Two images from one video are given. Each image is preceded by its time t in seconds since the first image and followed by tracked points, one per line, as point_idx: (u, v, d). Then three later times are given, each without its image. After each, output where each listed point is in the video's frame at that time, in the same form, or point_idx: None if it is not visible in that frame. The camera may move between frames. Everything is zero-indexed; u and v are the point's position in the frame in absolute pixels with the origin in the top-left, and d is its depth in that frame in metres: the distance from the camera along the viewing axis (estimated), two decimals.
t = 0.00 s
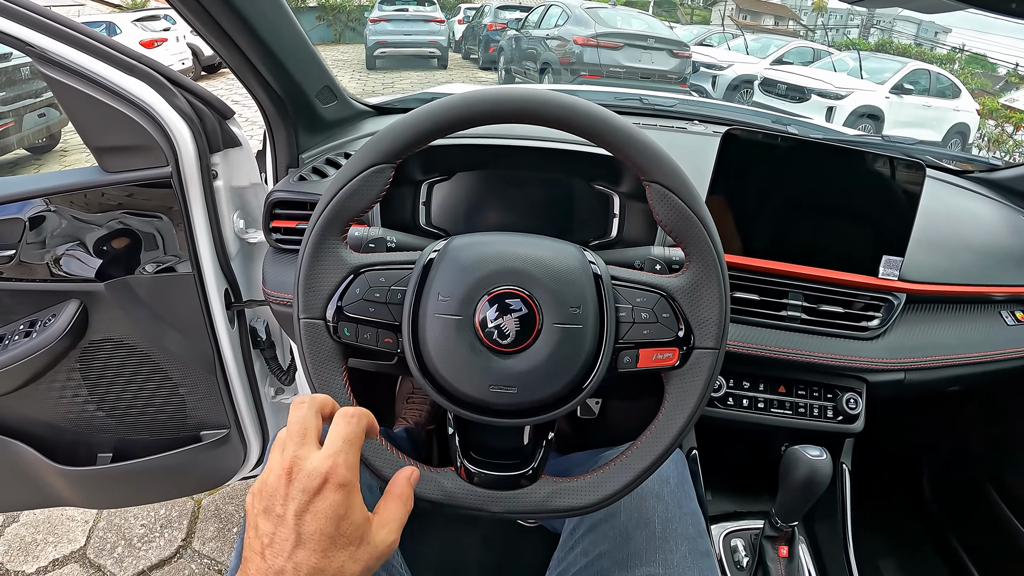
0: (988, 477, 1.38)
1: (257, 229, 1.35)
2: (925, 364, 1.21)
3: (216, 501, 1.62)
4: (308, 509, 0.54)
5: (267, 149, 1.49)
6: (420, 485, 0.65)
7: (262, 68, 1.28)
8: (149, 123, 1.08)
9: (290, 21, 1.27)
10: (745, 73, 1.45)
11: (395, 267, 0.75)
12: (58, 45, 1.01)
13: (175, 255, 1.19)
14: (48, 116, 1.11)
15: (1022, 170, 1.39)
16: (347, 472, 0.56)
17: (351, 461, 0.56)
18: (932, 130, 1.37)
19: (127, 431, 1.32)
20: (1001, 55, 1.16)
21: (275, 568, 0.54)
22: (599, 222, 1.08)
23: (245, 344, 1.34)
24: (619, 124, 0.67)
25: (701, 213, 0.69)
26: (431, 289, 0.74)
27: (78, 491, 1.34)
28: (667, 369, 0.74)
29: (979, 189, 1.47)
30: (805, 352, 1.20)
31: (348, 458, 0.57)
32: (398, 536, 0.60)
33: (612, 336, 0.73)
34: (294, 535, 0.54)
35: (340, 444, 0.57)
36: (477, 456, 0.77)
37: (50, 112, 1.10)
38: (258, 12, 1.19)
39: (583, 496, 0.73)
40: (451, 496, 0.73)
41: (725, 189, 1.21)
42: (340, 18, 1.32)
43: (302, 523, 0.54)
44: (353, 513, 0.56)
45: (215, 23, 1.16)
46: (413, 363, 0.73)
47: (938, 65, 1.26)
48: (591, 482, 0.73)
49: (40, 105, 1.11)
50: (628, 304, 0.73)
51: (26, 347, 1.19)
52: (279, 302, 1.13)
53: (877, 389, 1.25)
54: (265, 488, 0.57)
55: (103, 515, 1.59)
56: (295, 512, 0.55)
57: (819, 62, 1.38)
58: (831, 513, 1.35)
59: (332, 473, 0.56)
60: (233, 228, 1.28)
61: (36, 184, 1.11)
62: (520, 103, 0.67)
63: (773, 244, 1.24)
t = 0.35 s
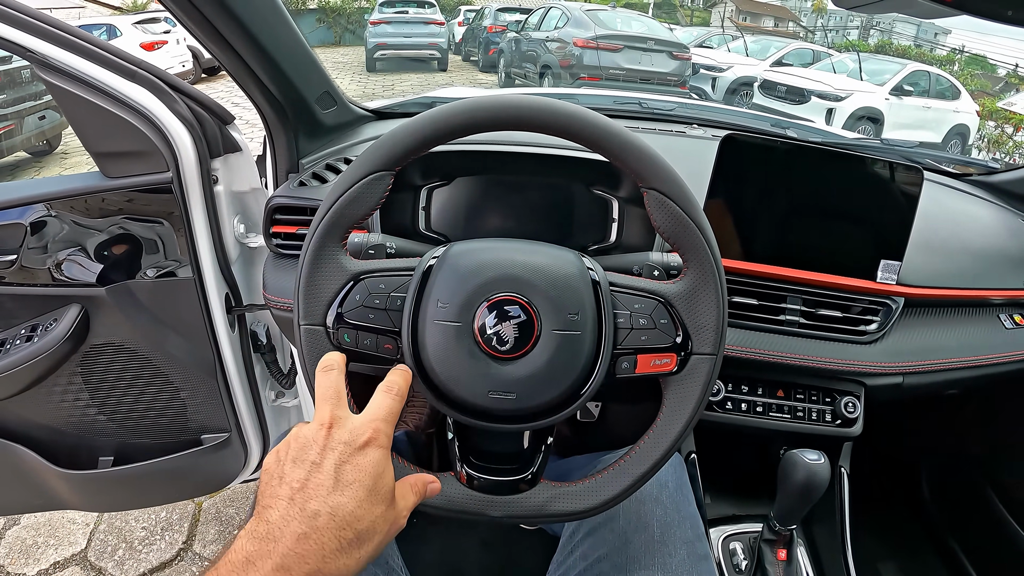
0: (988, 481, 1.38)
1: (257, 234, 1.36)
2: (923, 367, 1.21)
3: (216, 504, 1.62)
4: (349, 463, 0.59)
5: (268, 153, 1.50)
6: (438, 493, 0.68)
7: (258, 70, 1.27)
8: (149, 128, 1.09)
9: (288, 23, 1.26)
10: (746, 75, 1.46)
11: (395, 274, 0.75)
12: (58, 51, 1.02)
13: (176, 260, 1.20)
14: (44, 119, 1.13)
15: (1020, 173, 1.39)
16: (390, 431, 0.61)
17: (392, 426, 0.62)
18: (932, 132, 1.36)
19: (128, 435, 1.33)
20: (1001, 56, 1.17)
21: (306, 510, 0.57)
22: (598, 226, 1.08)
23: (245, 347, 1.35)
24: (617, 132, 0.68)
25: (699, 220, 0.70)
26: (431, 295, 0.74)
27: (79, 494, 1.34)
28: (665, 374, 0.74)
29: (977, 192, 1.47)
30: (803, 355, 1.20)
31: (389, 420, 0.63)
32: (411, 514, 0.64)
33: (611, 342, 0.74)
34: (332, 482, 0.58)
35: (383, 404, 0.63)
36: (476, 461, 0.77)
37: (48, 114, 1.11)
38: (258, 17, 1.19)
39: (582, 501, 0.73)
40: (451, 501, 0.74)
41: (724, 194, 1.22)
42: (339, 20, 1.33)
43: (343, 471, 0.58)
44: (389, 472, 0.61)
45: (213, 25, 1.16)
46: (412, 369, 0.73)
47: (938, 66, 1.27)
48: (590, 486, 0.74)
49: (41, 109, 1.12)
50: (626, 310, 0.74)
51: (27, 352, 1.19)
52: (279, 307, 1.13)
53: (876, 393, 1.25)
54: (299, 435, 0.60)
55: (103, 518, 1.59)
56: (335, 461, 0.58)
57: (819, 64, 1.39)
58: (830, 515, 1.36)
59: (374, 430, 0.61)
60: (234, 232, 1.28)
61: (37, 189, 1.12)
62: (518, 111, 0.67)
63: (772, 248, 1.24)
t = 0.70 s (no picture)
0: (987, 482, 1.39)
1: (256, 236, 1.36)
2: (920, 369, 1.21)
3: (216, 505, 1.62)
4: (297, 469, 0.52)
5: (267, 157, 1.50)
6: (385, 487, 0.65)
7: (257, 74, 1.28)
8: (149, 133, 1.09)
9: (285, 28, 1.26)
10: (744, 76, 1.47)
11: (390, 278, 0.76)
12: (57, 54, 1.02)
13: (175, 262, 1.21)
14: (46, 120, 1.13)
15: (1017, 174, 1.40)
16: (356, 468, 0.54)
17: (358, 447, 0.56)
18: (932, 133, 1.38)
19: (128, 437, 1.33)
20: (1001, 56, 1.15)
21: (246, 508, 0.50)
22: (595, 229, 1.10)
23: (244, 349, 1.36)
24: (612, 136, 0.68)
25: (693, 224, 0.70)
26: (426, 299, 0.74)
27: (78, 496, 1.35)
28: (660, 377, 0.75)
29: (974, 193, 1.47)
30: (799, 357, 1.21)
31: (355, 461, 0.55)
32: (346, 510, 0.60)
33: (606, 345, 0.74)
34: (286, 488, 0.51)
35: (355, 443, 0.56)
36: (472, 463, 0.78)
37: (49, 116, 1.12)
38: (255, 21, 1.20)
39: (578, 503, 0.74)
40: (448, 502, 0.74)
41: (721, 196, 1.22)
42: (339, 22, 1.35)
43: (289, 500, 0.51)
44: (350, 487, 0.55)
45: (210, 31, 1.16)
46: (408, 372, 0.74)
47: (938, 66, 1.28)
48: (586, 488, 0.74)
49: (41, 111, 1.12)
50: (621, 313, 0.74)
51: (27, 354, 1.20)
52: (278, 310, 1.15)
53: (872, 394, 1.25)
54: (236, 438, 0.50)
55: (103, 520, 1.59)
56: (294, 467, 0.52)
57: (819, 65, 1.41)
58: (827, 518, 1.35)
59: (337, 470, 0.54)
60: (233, 235, 1.29)
61: (37, 192, 1.12)
62: (513, 116, 0.68)
63: (769, 249, 1.25)
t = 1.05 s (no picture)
0: (983, 481, 1.39)
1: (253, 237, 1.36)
2: (913, 367, 1.22)
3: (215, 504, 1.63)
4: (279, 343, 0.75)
5: (263, 155, 1.50)
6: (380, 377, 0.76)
7: (249, 75, 1.28)
8: (146, 134, 1.10)
9: (279, 29, 1.28)
10: (743, 76, 1.48)
11: (382, 277, 0.77)
12: (55, 57, 1.02)
13: (172, 262, 1.22)
14: (46, 121, 1.14)
15: (1013, 173, 1.40)
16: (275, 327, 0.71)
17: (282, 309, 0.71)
18: (931, 132, 1.40)
19: (126, 436, 1.34)
20: (1000, 56, 1.16)
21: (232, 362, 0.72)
22: (589, 229, 1.13)
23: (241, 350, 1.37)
24: (600, 137, 0.69)
25: (681, 224, 0.71)
26: (417, 298, 0.76)
27: (77, 495, 1.35)
28: (648, 375, 0.75)
29: (969, 193, 1.48)
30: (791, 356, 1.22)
31: (254, 373, 0.71)
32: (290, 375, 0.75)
33: (594, 343, 0.75)
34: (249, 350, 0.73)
35: (255, 349, 0.71)
36: (464, 460, 0.78)
37: (48, 116, 1.12)
38: (249, 24, 1.21)
39: (568, 499, 0.74)
40: (440, 499, 0.75)
41: (715, 196, 1.22)
42: (339, 22, 1.37)
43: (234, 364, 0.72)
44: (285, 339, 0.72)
45: (210, 42, 1.19)
46: (399, 370, 0.75)
47: (936, 66, 1.29)
48: (575, 484, 0.75)
49: (40, 111, 1.13)
50: (609, 312, 0.75)
51: (26, 353, 1.20)
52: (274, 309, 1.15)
53: (865, 392, 1.26)
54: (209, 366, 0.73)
55: (103, 519, 1.60)
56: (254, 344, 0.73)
57: (818, 65, 1.41)
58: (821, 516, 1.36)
59: (238, 377, 0.71)
60: (229, 236, 1.29)
61: (36, 193, 1.13)
62: (504, 117, 0.69)
63: (763, 248, 1.25)
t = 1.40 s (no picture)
0: (983, 479, 1.38)
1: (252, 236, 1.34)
2: (916, 365, 1.21)
3: (212, 504, 1.62)
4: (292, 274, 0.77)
5: (261, 155, 1.50)
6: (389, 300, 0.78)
7: (250, 73, 1.28)
8: (143, 131, 1.09)
9: (279, 28, 1.27)
10: (743, 75, 1.48)
11: (381, 275, 0.76)
12: (51, 53, 1.01)
13: (169, 261, 1.21)
14: (44, 122, 1.13)
15: (1013, 171, 1.40)
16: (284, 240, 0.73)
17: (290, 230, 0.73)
18: (930, 132, 1.37)
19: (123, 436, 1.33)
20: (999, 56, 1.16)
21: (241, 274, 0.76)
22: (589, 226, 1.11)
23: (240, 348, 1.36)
24: (602, 132, 0.68)
25: (683, 219, 0.70)
26: (416, 295, 0.75)
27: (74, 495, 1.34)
28: (650, 373, 0.74)
29: (969, 190, 1.47)
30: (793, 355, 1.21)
31: (268, 266, 0.74)
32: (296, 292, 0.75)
33: (595, 341, 0.74)
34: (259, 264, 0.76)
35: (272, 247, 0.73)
36: (464, 459, 0.77)
37: (47, 117, 1.11)
38: (248, 21, 1.20)
39: (571, 499, 0.73)
40: (439, 499, 0.74)
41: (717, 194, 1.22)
42: (338, 23, 1.38)
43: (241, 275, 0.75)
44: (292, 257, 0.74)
45: (207, 35, 1.17)
46: (398, 368, 0.74)
47: (935, 66, 1.28)
48: (577, 484, 0.74)
49: (40, 112, 1.11)
50: (611, 309, 0.74)
51: (22, 352, 1.20)
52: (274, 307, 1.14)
53: (868, 391, 1.25)
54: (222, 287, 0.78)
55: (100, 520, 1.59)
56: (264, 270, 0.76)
57: (817, 65, 1.41)
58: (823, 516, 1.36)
59: (256, 267, 0.74)
60: (227, 234, 1.27)
61: (33, 191, 1.13)
62: (503, 112, 0.68)
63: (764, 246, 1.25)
